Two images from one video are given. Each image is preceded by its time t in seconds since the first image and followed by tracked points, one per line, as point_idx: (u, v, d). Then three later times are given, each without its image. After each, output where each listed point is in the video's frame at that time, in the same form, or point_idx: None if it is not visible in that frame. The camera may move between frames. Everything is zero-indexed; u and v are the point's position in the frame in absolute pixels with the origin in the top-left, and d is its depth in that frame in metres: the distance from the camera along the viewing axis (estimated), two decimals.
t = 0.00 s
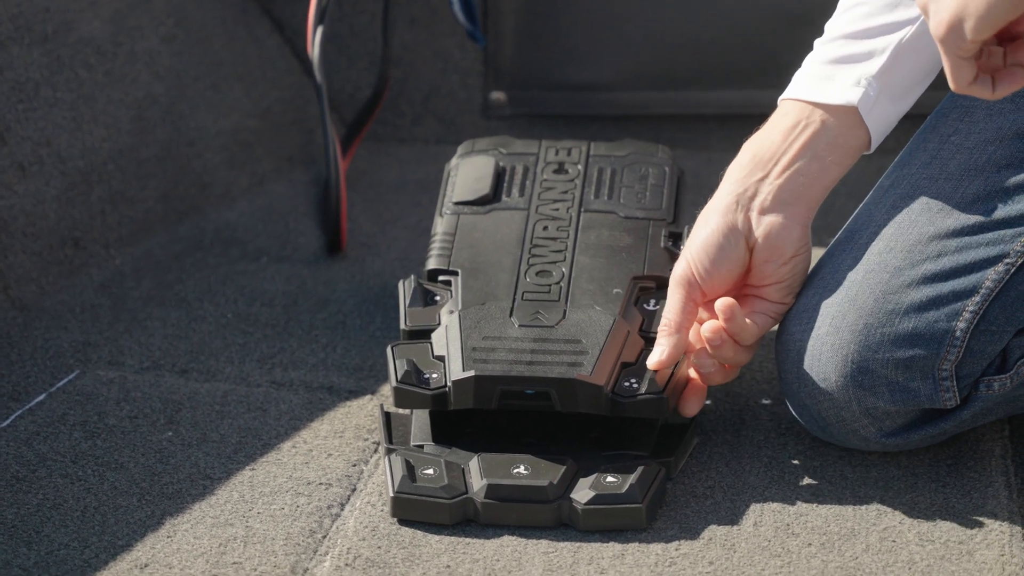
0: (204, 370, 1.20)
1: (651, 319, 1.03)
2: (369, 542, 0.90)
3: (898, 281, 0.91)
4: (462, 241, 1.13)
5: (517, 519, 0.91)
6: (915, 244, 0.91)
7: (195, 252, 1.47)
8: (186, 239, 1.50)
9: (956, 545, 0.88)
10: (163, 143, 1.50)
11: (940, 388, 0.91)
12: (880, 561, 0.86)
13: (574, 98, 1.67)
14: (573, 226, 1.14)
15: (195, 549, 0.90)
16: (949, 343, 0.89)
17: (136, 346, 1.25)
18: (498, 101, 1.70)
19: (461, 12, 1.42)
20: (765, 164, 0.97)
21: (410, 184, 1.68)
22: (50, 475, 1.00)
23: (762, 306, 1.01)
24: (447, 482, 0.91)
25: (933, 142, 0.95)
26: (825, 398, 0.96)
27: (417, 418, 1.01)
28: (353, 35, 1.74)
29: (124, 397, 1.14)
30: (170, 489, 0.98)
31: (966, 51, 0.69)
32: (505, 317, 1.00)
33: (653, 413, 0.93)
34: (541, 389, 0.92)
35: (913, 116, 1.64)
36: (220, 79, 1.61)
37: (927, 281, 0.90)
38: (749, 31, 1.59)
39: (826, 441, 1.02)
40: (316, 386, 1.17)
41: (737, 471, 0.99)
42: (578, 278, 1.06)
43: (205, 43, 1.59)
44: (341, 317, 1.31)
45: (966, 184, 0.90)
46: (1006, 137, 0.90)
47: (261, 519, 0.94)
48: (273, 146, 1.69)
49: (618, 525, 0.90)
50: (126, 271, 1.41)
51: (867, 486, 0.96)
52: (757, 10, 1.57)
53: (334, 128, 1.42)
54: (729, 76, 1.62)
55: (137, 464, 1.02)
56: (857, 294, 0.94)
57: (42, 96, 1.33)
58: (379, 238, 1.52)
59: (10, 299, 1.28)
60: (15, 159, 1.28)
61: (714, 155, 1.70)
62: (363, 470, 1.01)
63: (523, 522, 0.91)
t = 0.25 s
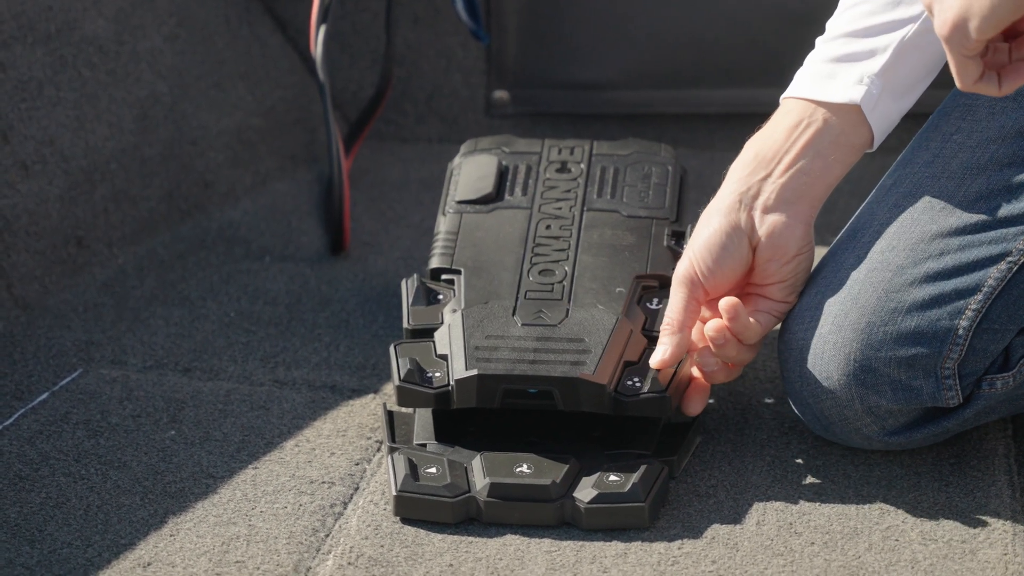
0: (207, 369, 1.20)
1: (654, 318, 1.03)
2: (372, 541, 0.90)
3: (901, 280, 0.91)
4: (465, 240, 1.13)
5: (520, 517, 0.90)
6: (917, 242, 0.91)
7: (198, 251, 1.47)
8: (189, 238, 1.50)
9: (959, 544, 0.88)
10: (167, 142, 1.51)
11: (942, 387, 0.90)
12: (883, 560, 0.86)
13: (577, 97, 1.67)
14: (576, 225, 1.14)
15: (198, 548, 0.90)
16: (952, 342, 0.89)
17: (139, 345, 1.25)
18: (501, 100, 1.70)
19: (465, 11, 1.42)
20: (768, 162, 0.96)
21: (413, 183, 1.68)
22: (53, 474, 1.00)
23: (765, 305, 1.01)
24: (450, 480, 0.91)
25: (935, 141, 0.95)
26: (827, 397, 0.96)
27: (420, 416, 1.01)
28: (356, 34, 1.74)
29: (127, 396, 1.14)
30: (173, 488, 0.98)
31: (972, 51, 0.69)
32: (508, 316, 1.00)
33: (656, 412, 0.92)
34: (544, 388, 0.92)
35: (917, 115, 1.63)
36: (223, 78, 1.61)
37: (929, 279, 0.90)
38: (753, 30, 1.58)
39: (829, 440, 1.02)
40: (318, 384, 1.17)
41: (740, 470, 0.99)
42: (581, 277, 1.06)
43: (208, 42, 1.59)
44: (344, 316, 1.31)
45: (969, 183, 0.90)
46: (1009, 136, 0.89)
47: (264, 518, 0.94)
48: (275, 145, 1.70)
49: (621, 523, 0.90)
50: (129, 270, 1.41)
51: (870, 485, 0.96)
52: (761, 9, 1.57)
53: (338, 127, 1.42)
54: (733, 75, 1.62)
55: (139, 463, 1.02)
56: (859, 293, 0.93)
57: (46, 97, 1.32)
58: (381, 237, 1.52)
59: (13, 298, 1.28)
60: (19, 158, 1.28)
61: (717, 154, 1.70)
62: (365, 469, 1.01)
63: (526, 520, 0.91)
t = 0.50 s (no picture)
0: (208, 367, 1.20)
1: (655, 316, 1.02)
2: (372, 539, 0.90)
3: (901, 279, 0.91)
4: (465, 238, 1.13)
5: (521, 516, 0.90)
6: (918, 241, 0.91)
7: (198, 250, 1.47)
8: (189, 236, 1.50)
9: (960, 543, 0.88)
10: (168, 141, 1.51)
11: (942, 386, 0.90)
12: (884, 559, 0.86)
13: (578, 95, 1.67)
14: (577, 223, 1.14)
15: (198, 546, 0.90)
16: (952, 340, 0.88)
17: (140, 343, 1.25)
18: (502, 98, 1.70)
19: (467, 10, 1.42)
20: (769, 161, 0.96)
21: (414, 182, 1.68)
22: (53, 472, 1.00)
23: (766, 303, 1.02)
24: (451, 479, 0.91)
25: (936, 140, 0.95)
26: (827, 396, 0.96)
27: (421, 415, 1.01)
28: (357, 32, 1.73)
29: (128, 394, 1.14)
30: (174, 486, 0.98)
31: (976, 48, 0.69)
32: (509, 315, 1.00)
33: (656, 411, 0.92)
34: (544, 387, 0.92)
35: (919, 114, 1.63)
36: (224, 76, 1.62)
37: (930, 278, 0.90)
38: (755, 29, 1.58)
39: (830, 439, 1.02)
40: (319, 383, 1.17)
41: (741, 468, 0.99)
42: (581, 276, 1.06)
43: (209, 40, 1.58)
44: (344, 314, 1.31)
45: (970, 182, 0.90)
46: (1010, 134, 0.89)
47: (265, 516, 0.94)
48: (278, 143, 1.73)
49: (621, 522, 0.90)
50: (130, 268, 1.41)
51: (871, 484, 0.96)
52: (763, 8, 1.57)
53: (339, 126, 1.42)
54: (734, 73, 1.62)
55: (140, 461, 1.02)
56: (860, 291, 0.93)
57: (47, 95, 1.31)
58: (382, 235, 1.52)
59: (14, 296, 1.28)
60: (20, 157, 1.28)
61: (718, 153, 1.70)
62: (366, 467, 1.01)
63: (526, 519, 0.91)
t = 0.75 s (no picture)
0: (209, 366, 1.20)
1: (655, 315, 1.02)
2: (373, 538, 0.90)
3: (901, 277, 0.91)
4: (466, 237, 1.13)
5: (522, 515, 0.90)
6: (918, 240, 0.91)
7: (199, 249, 1.47)
8: (190, 235, 1.50)
9: (960, 542, 0.88)
10: (168, 139, 1.51)
11: (943, 384, 0.90)
12: (885, 557, 0.86)
13: (579, 94, 1.67)
14: (577, 222, 1.14)
15: (199, 545, 0.90)
16: (952, 339, 0.88)
17: (141, 342, 1.25)
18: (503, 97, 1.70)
19: (467, 9, 1.41)
20: (770, 160, 0.96)
21: (414, 181, 1.68)
22: (54, 470, 1.00)
23: (767, 302, 1.02)
24: (452, 478, 0.91)
25: (937, 139, 0.95)
26: (828, 395, 0.96)
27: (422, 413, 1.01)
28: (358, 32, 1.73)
29: (129, 393, 1.14)
30: (174, 485, 0.98)
31: (973, 44, 0.68)
32: (509, 313, 1.00)
33: (657, 410, 0.92)
34: (545, 385, 0.92)
35: (919, 113, 1.63)
36: (225, 75, 1.62)
37: (930, 277, 0.90)
38: (756, 27, 1.58)
39: (831, 438, 1.02)
40: (320, 381, 1.17)
41: (742, 467, 0.99)
42: (582, 274, 1.06)
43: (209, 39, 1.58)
44: (345, 313, 1.32)
45: (970, 181, 0.90)
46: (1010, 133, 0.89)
47: (266, 515, 0.94)
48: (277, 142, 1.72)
49: (622, 521, 0.90)
50: (130, 267, 1.41)
51: (872, 482, 0.96)
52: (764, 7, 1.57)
53: (339, 125, 1.41)
54: (735, 72, 1.62)
55: (141, 459, 1.02)
56: (860, 291, 0.93)
57: (47, 94, 1.31)
58: (383, 234, 1.52)
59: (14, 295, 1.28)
60: (21, 156, 1.28)
61: (718, 152, 1.70)
62: (367, 466, 1.01)
63: (527, 518, 0.91)
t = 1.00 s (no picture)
0: (209, 367, 1.20)
1: (656, 316, 1.02)
2: (374, 538, 0.90)
3: (902, 278, 0.91)
4: (467, 238, 1.13)
5: (522, 515, 0.90)
6: (919, 241, 0.91)
7: (199, 249, 1.47)
8: (190, 236, 1.50)
9: (961, 542, 0.88)
10: (168, 140, 1.51)
11: (943, 385, 0.90)
12: (886, 558, 0.86)
13: (579, 95, 1.67)
14: (578, 223, 1.14)
15: (200, 546, 0.90)
16: (953, 340, 0.88)
17: (141, 343, 1.25)
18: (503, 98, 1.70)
19: (467, 9, 1.41)
20: (770, 160, 0.96)
21: (415, 181, 1.68)
22: (55, 471, 1.00)
23: (767, 303, 1.02)
24: (452, 478, 0.91)
25: (937, 139, 0.95)
26: (828, 395, 0.96)
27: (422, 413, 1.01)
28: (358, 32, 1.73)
29: (129, 393, 1.14)
30: (175, 485, 0.99)
31: (972, 43, 0.68)
32: (510, 314, 1.00)
33: (658, 410, 0.92)
34: (545, 386, 0.92)
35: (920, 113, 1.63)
36: (225, 76, 1.62)
37: (930, 278, 0.90)
38: (756, 28, 1.58)
39: (831, 438, 1.02)
40: (320, 382, 1.17)
41: (742, 468, 0.99)
42: (582, 275, 1.06)
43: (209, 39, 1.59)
44: (346, 314, 1.32)
45: (971, 181, 0.90)
46: (1011, 134, 0.89)
47: (266, 516, 0.94)
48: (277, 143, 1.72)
49: (622, 522, 0.90)
50: (131, 267, 1.41)
51: (872, 483, 0.96)
52: (764, 7, 1.57)
53: (339, 126, 1.41)
54: (735, 73, 1.62)
55: (142, 460, 1.02)
56: (861, 291, 0.93)
57: (47, 94, 1.31)
58: (383, 235, 1.52)
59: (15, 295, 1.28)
60: (21, 156, 1.28)
61: (719, 152, 1.70)
62: (367, 467, 1.01)
63: (527, 518, 0.91)
